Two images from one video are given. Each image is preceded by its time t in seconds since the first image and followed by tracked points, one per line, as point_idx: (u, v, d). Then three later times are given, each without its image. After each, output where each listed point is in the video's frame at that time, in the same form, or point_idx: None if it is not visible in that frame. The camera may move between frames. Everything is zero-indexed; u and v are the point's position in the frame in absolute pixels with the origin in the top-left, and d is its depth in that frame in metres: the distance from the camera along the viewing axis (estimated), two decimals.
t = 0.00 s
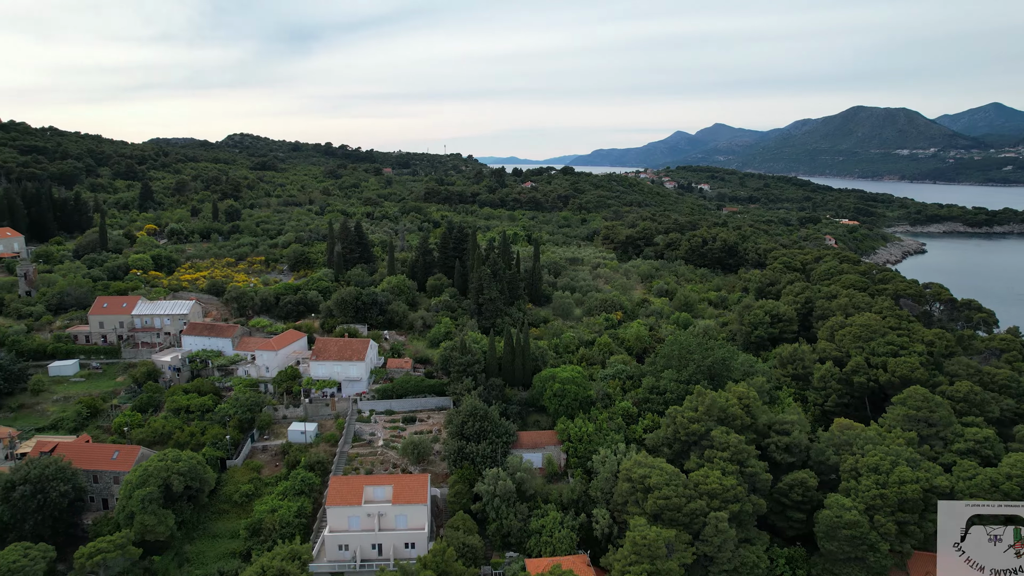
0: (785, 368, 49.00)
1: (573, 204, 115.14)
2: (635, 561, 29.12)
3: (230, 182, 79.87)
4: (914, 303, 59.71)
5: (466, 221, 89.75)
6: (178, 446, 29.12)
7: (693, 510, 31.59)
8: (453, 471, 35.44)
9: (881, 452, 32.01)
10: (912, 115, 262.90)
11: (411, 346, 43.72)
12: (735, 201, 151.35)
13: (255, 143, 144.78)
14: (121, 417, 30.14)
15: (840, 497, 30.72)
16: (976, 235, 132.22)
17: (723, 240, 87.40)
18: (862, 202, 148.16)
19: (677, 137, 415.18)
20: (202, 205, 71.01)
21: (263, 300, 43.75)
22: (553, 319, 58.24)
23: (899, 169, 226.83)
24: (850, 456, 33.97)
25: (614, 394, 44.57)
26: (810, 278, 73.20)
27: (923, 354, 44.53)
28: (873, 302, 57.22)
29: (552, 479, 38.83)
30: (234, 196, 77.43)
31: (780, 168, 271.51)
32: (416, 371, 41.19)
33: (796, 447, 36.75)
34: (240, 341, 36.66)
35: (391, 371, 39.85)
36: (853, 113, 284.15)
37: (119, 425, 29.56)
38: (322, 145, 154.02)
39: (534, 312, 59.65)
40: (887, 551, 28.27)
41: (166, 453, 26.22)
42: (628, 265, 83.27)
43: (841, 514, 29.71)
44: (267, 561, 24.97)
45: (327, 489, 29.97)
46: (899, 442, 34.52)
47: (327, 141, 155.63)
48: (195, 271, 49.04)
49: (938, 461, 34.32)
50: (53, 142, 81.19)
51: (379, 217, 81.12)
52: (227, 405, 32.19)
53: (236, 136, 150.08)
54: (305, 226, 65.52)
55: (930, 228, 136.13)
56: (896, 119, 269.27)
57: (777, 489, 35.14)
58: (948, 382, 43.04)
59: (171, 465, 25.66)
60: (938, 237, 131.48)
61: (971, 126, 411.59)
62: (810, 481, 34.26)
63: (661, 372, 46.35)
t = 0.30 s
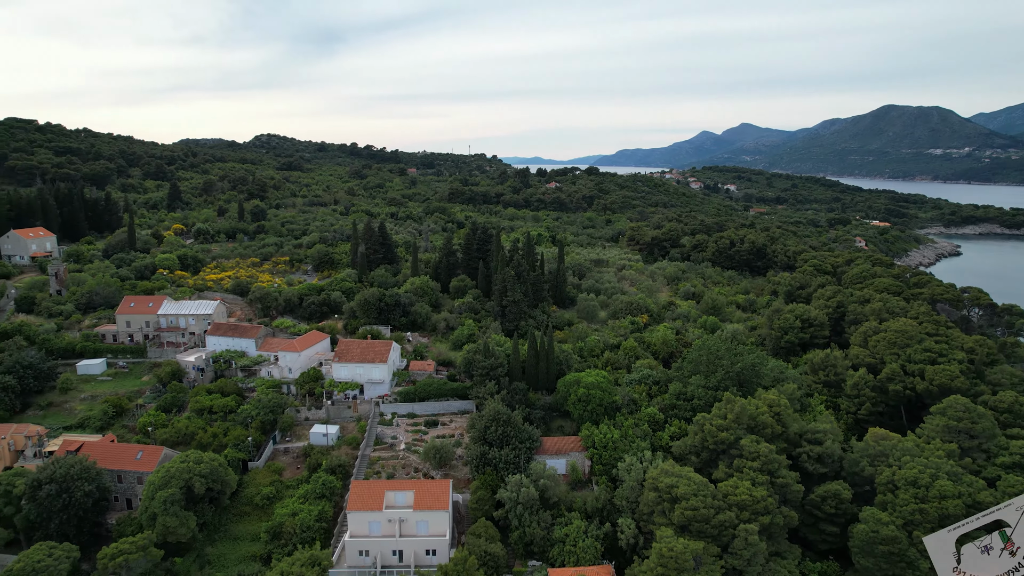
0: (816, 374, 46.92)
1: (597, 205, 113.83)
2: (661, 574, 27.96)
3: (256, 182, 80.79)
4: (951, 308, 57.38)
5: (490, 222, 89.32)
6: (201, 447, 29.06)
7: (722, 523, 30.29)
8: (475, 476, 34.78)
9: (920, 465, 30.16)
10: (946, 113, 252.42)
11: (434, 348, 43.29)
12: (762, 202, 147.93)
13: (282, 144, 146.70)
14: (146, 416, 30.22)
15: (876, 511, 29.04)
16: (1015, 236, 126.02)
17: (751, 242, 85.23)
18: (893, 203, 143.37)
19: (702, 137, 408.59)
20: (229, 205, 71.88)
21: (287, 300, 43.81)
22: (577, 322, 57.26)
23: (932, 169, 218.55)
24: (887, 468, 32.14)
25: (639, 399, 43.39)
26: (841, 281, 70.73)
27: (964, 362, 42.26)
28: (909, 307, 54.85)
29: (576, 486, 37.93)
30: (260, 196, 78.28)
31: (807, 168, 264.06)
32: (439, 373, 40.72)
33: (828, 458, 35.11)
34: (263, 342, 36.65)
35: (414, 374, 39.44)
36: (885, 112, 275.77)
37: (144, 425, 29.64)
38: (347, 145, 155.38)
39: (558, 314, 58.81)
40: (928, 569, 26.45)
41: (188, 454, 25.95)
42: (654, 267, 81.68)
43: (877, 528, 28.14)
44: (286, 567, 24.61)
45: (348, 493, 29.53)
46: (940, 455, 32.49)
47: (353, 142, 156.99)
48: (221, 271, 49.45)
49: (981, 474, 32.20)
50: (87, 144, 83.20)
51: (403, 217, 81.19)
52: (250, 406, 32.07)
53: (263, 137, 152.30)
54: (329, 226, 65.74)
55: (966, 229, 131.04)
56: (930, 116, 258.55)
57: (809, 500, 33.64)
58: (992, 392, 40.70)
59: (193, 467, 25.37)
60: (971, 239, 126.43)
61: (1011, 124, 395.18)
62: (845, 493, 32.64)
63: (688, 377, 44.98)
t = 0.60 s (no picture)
0: (849, 382, 44.47)
1: (622, 206, 112.26)
2: None
3: (282, 182, 81.57)
4: (992, 313, 54.59)
5: (513, 222, 88.67)
6: (223, 448, 28.99)
7: (752, 535, 28.94)
8: (498, 482, 34.09)
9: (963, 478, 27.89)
10: (980, 113, 240.04)
11: (456, 351, 42.83)
12: (789, 203, 144.37)
13: (307, 144, 148.41)
14: (170, 416, 30.31)
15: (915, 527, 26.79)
16: None
17: (780, 244, 82.89)
18: (925, 203, 138.35)
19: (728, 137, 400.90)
20: (255, 205, 72.62)
21: (310, 301, 43.81)
22: (602, 325, 56.20)
23: (965, 169, 209.65)
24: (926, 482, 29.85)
25: (666, 405, 42.07)
26: (874, 285, 68.09)
27: (1009, 371, 39.87)
28: (947, 312, 52.35)
29: (601, 494, 36.98)
30: (286, 197, 79.01)
31: (835, 169, 255.32)
32: (461, 376, 40.20)
33: (862, 469, 33.38)
34: (286, 343, 36.59)
35: (437, 376, 39.01)
36: (918, 110, 264.63)
37: (167, 425, 29.71)
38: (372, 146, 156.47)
39: (583, 317, 57.87)
40: None
41: (210, 456, 25.79)
42: (680, 269, 80.00)
43: (916, 545, 25.92)
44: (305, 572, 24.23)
45: (369, 497, 29.07)
46: (984, 469, 30.37)
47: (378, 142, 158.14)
48: (246, 271, 49.79)
49: None
50: (119, 145, 85.11)
51: (427, 218, 81.08)
52: (272, 407, 31.94)
53: (289, 137, 154.40)
54: (353, 227, 65.88)
55: (1004, 231, 125.70)
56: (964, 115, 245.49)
57: (842, 513, 31.91)
58: None
59: (214, 469, 25.16)
60: (1011, 241, 121.00)
61: None
62: (881, 507, 30.98)
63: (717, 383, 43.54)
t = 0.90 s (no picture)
0: (881, 389, 42.25)
1: (646, 206, 110.62)
2: None
3: (307, 183, 82.25)
4: None
5: (536, 223, 87.97)
6: (244, 450, 28.90)
7: (782, 549, 27.57)
8: (520, 489, 33.39)
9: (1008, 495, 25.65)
10: (1018, 112, 230.41)
11: (478, 354, 42.37)
12: (817, 204, 140.71)
13: (332, 145, 149.87)
14: (192, 417, 30.37)
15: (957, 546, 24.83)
16: None
17: (808, 246, 80.56)
18: (959, 204, 133.40)
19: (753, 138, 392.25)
20: (280, 205, 73.29)
21: (333, 301, 43.77)
22: (626, 328, 55.11)
23: (1001, 170, 201.65)
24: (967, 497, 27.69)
25: (691, 411, 40.81)
26: (907, 288, 65.55)
27: None
28: (988, 318, 49.94)
29: (625, 503, 36.01)
30: (310, 197, 79.63)
31: (863, 170, 245.96)
32: (483, 379, 39.69)
33: (898, 482, 31.56)
34: (308, 344, 36.54)
35: (458, 379, 38.58)
36: (951, 108, 255.97)
37: (189, 425, 29.77)
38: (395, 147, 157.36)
39: (607, 319, 56.90)
40: None
41: (231, 458, 25.63)
42: (706, 271, 78.30)
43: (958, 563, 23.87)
44: None
45: (389, 502, 28.65)
46: None
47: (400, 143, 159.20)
48: (269, 271, 50.08)
49: None
50: (148, 146, 86.84)
51: (450, 218, 80.90)
52: (293, 409, 31.79)
53: (315, 138, 156.27)
54: (376, 227, 65.97)
55: None
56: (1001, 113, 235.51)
57: (876, 527, 30.35)
58: None
59: (234, 472, 24.97)
60: None
61: None
62: (919, 522, 29.31)
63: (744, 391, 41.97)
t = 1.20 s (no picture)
0: (916, 398, 40.17)
1: (670, 207, 108.75)
2: None
3: (330, 183, 82.77)
4: None
5: (558, 224, 87.16)
6: (265, 451, 28.79)
7: (813, 565, 26.17)
8: (541, 495, 32.62)
9: None
10: None
11: (500, 356, 41.81)
12: (846, 205, 136.81)
13: (356, 146, 151.07)
14: (213, 417, 30.39)
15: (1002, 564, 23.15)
16: None
17: (837, 248, 78.09)
18: (995, 204, 128.10)
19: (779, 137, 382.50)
20: (303, 205, 73.83)
21: (354, 302, 43.67)
22: (651, 332, 53.90)
23: None
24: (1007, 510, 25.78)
25: (718, 418, 39.38)
26: (942, 293, 62.95)
27: None
28: None
29: (649, 511, 34.97)
30: (333, 197, 80.09)
31: (886, 168, 236.70)
32: (505, 383, 39.12)
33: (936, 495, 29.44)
34: (329, 345, 36.42)
35: (479, 383, 38.09)
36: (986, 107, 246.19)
37: (210, 426, 29.80)
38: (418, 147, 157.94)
39: (631, 322, 55.85)
40: None
41: (250, 461, 25.40)
42: (732, 273, 76.46)
43: None
44: None
45: (408, 507, 28.15)
46: None
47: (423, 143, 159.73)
48: (292, 271, 50.30)
49: None
50: (176, 146, 88.33)
51: (472, 219, 80.55)
52: (314, 411, 31.63)
53: (339, 139, 157.78)
54: (398, 227, 65.90)
55: None
56: None
57: (913, 543, 28.67)
58: None
59: (253, 474, 24.75)
60: None
61: None
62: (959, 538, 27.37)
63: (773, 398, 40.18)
